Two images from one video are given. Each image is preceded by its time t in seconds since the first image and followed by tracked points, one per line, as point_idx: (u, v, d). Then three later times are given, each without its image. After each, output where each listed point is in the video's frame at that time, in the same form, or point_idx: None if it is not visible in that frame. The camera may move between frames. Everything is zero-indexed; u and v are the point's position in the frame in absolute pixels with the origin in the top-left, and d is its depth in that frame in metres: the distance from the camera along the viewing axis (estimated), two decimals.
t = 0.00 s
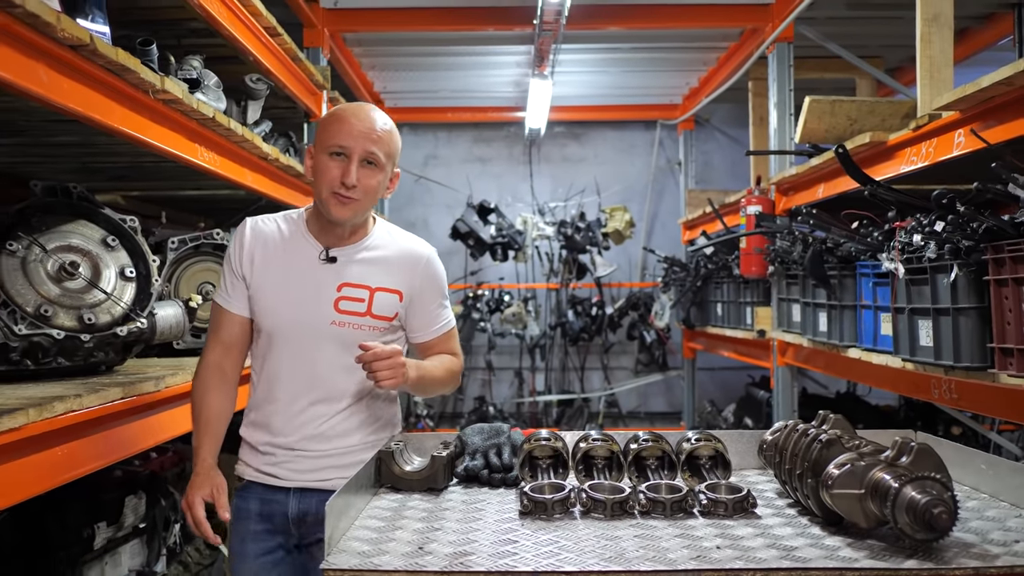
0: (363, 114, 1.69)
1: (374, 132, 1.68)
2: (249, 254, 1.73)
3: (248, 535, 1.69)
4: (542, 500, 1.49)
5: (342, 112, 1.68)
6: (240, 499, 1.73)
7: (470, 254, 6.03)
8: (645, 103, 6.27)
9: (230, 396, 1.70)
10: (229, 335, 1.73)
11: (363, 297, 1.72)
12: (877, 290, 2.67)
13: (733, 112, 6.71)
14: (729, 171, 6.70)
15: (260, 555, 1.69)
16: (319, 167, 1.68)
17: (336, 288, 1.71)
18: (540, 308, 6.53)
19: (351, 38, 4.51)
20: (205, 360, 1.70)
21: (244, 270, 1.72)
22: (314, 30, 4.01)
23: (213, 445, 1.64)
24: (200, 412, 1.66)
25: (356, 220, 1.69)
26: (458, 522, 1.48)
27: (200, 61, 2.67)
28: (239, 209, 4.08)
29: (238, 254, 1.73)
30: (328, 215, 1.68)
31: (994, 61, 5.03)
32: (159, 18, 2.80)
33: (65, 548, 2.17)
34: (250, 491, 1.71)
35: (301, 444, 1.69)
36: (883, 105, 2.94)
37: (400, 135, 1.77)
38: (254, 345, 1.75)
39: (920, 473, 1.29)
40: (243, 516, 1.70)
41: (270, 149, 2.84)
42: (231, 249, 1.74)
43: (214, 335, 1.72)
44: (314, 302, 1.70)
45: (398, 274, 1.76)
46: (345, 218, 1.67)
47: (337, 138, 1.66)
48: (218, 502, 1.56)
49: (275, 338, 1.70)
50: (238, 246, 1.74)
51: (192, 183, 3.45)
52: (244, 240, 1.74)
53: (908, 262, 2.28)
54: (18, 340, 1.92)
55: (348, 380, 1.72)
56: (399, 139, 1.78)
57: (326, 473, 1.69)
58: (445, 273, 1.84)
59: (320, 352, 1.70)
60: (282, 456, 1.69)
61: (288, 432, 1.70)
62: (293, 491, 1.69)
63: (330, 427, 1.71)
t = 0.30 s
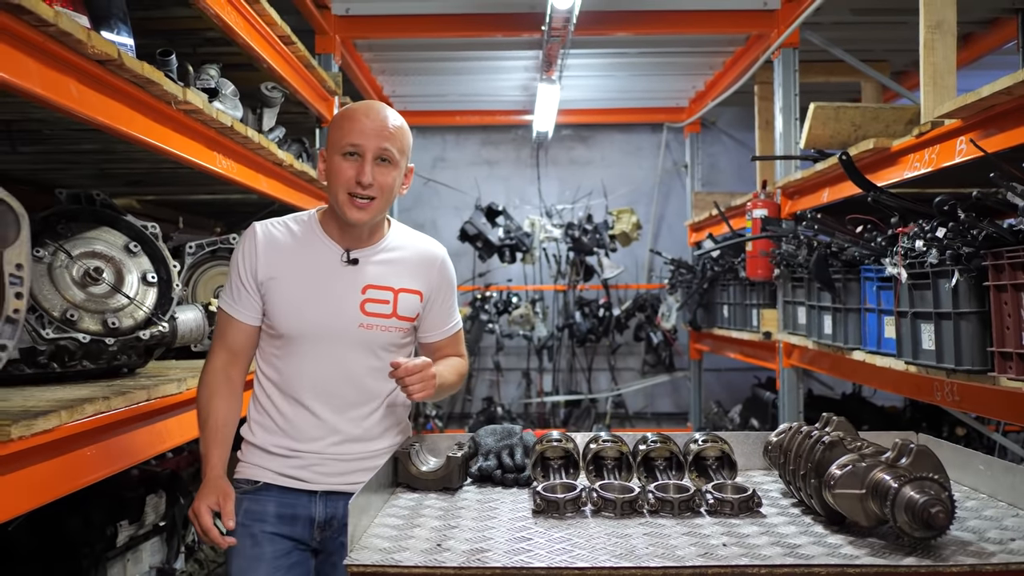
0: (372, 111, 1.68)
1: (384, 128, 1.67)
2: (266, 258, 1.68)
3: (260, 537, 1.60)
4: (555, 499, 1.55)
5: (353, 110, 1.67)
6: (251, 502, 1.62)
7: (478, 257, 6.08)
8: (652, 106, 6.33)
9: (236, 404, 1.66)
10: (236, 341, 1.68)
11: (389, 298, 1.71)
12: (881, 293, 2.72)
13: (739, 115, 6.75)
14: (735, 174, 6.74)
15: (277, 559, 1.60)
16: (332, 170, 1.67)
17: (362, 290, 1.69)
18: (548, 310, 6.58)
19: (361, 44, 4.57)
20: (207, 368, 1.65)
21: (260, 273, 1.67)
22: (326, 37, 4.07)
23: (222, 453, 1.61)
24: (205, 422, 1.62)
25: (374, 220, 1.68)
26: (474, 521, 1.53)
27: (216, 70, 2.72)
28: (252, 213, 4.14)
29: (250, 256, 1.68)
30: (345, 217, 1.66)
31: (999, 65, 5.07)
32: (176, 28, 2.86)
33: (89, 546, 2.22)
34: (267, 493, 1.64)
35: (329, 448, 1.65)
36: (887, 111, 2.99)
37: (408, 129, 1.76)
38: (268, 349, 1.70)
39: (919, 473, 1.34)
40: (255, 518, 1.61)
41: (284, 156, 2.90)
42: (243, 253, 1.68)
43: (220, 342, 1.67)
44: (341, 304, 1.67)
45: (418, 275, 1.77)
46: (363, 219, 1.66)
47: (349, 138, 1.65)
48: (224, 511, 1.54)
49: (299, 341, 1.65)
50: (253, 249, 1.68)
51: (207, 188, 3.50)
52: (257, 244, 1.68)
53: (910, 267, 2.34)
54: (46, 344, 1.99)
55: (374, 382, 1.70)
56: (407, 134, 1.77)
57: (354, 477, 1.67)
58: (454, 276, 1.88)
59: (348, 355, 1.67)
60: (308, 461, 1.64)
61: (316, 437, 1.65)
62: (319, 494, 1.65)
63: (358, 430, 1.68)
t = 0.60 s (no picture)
0: (393, 112, 1.66)
1: (406, 128, 1.65)
2: (288, 258, 1.60)
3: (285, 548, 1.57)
4: (578, 496, 1.60)
5: (374, 112, 1.66)
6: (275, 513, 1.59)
7: (492, 258, 6.13)
8: (664, 108, 6.37)
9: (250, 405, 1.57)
10: (249, 343, 1.57)
11: (413, 301, 1.69)
12: (894, 295, 2.75)
13: (752, 116, 6.77)
14: (747, 175, 6.77)
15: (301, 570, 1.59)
16: (354, 172, 1.64)
17: (386, 293, 1.66)
18: (561, 310, 6.63)
19: (378, 48, 4.62)
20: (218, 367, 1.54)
21: (281, 277, 1.58)
22: (344, 41, 4.12)
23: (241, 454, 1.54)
24: (218, 427, 1.53)
25: (398, 220, 1.65)
26: (501, 517, 1.59)
27: (240, 76, 2.77)
28: (272, 214, 4.19)
29: (268, 257, 1.59)
30: (369, 217, 1.63)
31: (1013, 66, 5.08)
32: (200, 34, 2.92)
33: (121, 540, 2.28)
34: (291, 504, 1.61)
35: (356, 454, 1.64)
36: (900, 115, 3.02)
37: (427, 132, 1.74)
38: (286, 354, 1.63)
39: (934, 472, 1.38)
40: (280, 530, 1.58)
41: (306, 160, 2.96)
42: (263, 253, 1.59)
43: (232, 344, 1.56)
44: (369, 307, 1.63)
45: (435, 277, 1.76)
46: (388, 219, 1.63)
47: (371, 138, 1.63)
48: (254, 506, 1.47)
49: (326, 345, 1.60)
50: (272, 249, 1.60)
51: (229, 191, 3.56)
52: (276, 244, 1.60)
53: (924, 270, 2.38)
54: (81, 345, 2.04)
55: (396, 384, 1.68)
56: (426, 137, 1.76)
57: (378, 483, 1.67)
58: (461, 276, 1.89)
59: (374, 359, 1.64)
60: (334, 468, 1.62)
61: (342, 443, 1.63)
62: (344, 501, 1.64)
63: (380, 434, 1.67)
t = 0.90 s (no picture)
0: (384, 101, 1.67)
1: (399, 114, 1.66)
2: (298, 261, 1.60)
3: (319, 556, 1.58)
4: (608, 484, 1.66)
5: (365, 103, 1.67)
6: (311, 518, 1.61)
7: (508, 257, 6.19)
8: (679, 109, 6.43)
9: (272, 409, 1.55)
10: (266, 350, 1.56)
11: (426, 290, 1.72)
12: (910, 293, 2.81)
13: (766, 117, 6.82)
14: (762, 175, 6.82)
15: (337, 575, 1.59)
16: (352, 161, 1.65)
17: (400, 285, 1.68)
18: (576, 309, 6.70)
19: (399, 50, 4.70)
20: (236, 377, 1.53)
21: (293, 279, 1.59)
22: (366, 44, 4.20)
23: (275, 455, 1.50)
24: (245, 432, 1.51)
25: (401, 206, 1.66)
26: (534, 503, 1.66)
27: (270, 78, 2.84)
28: (295, 214, 4.27)
29: (277, 261, 1.59)
30: (372, 206, 1.64)
31: None
32: (230, 38, 2.99)
33: (158, 530, 2.34)
34: (321, 508, 1.61)
35: (384, 450, 1.65)
36: (916, 116, 3.07)
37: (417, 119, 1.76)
38: (303, 358, 1.63)
39: (953, 459, 1.44)
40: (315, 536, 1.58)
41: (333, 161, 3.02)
42: (270, 259, 1.59)
43: (247, 353, 1.55)
44: (384, 300, 1.65)
45: (443, 265, 1.79)
46: (391, 205, 1.64)
47: (366, 126, 1.64)
48: (299, 501, 1.41)
49: (345, 342, 1.61)
50: (281, 254, 1.60)
51: (256, 191, 3.63)
52: (283, 248, 1.60)
53: (940, 268, 2.43)
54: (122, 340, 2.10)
55: (416, 375, 1.70)
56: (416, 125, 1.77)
57: (410, 478, 1.69)
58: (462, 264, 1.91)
59: (394, 351, 1.66)
60: (365, 465, 1.63)
61: (369, 439, 1.64)
62: (376, 501, 1.65)
63: (405, 425, 1.69)
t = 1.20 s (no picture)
0: (369, 93, 1.58)
1: (385, 107, 1.57)
2: (296, 260, 1.52)
3: (335, 554, 1.52)
4: (628, 472, 1.73)
5: (348, 98, 1.57)
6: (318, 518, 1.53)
7: (517, 256, 6.26)
8: (685, 109, 6.50)
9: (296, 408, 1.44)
10: (278, 350, 1.48)
11: (428, 282, 1.64)
12: (916, 290, 2.87)
13: (772, 118, 6.88)
14: (768, 175, 6.89)
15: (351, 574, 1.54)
16: (341, 161, 1.55)
17: (402, 279, 1.60)
18: (584, 308, 6.77)
19: (411, 52, 4.77)
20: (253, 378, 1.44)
21: (291, 278, 1.51)
22: (380, 47, 4.27)
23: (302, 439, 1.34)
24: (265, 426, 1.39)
25: (396, 203, 1.57)
26: (557, 489, 1.74)
27: (291, 80, 2.90)
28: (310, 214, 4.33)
29: (278, 264, 1.50)
30: (366, 206, 1.55)
31: None
32: (251, 41, 3.07)
33: (186, 520, 2.42)
34: (332, 505, 1.55)
35: (393, 446, 1.58)
36: (922, 118, 3.14)
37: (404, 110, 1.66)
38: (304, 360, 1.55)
39: (959, 446, 1.51)
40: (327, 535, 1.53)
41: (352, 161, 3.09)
42: (267, 259, 1.50)
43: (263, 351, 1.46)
44: (385, 295, 1.57)
45: (442, 254, 1.71)
46: (387, 203, 1.54)
47: (352, 122, 1.54)
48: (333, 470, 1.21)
49: (348, 341, 1.53)
50: (278, 253, 1.51)
51: (273, 191, 3.70)
52: (282, 247, 1.52)
53: (946, 266, 2.49)
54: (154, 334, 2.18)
55: (422, 369, 1.63)
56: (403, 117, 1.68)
57: (420, 473, 1.61)
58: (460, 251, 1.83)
59: (398, 347, 1.58)
60: (373, 463, 1.56)
61: (376, 437, 1.56)
62: (387, 496, 1.58)
63: (413, 421, 1.61)
